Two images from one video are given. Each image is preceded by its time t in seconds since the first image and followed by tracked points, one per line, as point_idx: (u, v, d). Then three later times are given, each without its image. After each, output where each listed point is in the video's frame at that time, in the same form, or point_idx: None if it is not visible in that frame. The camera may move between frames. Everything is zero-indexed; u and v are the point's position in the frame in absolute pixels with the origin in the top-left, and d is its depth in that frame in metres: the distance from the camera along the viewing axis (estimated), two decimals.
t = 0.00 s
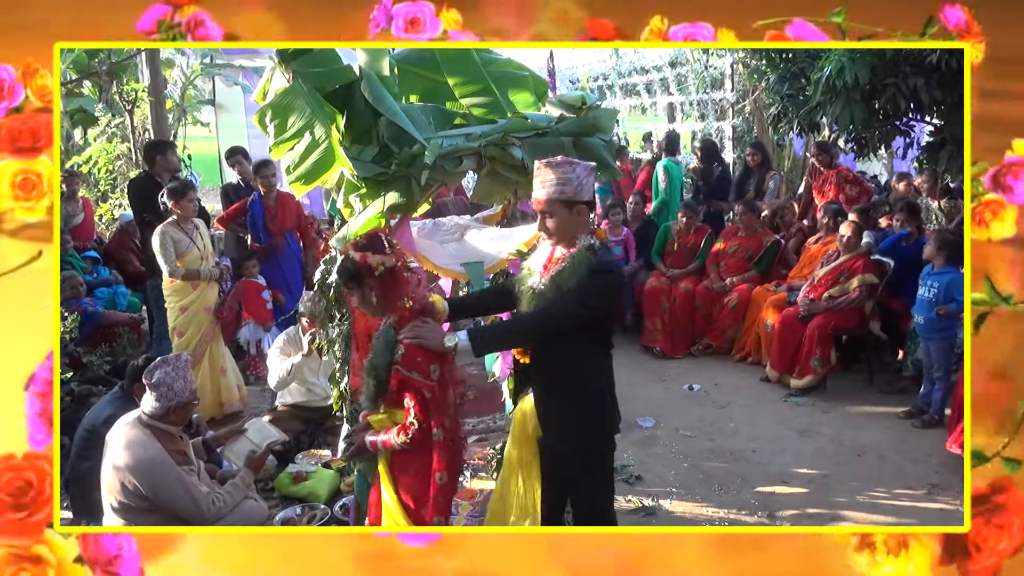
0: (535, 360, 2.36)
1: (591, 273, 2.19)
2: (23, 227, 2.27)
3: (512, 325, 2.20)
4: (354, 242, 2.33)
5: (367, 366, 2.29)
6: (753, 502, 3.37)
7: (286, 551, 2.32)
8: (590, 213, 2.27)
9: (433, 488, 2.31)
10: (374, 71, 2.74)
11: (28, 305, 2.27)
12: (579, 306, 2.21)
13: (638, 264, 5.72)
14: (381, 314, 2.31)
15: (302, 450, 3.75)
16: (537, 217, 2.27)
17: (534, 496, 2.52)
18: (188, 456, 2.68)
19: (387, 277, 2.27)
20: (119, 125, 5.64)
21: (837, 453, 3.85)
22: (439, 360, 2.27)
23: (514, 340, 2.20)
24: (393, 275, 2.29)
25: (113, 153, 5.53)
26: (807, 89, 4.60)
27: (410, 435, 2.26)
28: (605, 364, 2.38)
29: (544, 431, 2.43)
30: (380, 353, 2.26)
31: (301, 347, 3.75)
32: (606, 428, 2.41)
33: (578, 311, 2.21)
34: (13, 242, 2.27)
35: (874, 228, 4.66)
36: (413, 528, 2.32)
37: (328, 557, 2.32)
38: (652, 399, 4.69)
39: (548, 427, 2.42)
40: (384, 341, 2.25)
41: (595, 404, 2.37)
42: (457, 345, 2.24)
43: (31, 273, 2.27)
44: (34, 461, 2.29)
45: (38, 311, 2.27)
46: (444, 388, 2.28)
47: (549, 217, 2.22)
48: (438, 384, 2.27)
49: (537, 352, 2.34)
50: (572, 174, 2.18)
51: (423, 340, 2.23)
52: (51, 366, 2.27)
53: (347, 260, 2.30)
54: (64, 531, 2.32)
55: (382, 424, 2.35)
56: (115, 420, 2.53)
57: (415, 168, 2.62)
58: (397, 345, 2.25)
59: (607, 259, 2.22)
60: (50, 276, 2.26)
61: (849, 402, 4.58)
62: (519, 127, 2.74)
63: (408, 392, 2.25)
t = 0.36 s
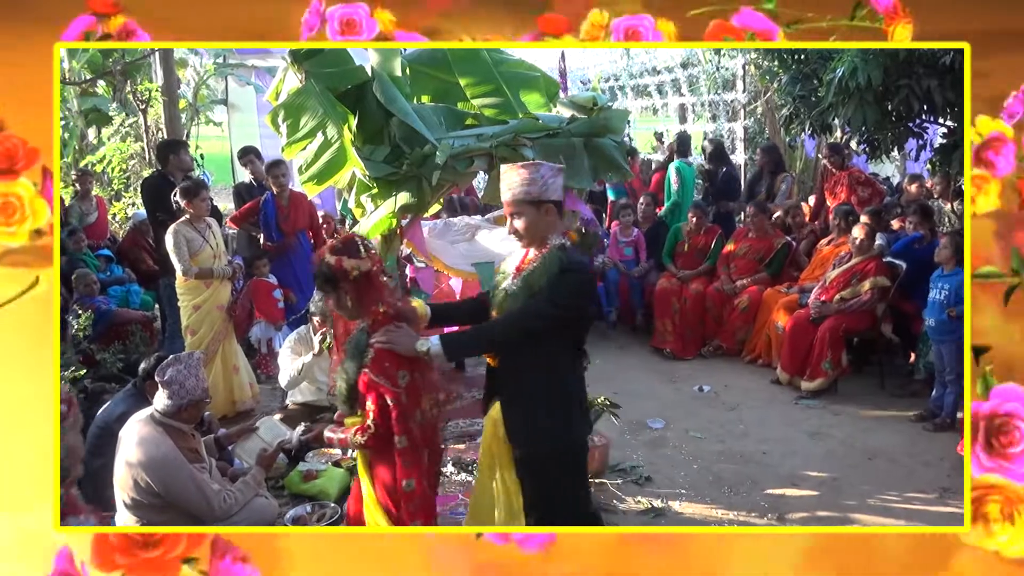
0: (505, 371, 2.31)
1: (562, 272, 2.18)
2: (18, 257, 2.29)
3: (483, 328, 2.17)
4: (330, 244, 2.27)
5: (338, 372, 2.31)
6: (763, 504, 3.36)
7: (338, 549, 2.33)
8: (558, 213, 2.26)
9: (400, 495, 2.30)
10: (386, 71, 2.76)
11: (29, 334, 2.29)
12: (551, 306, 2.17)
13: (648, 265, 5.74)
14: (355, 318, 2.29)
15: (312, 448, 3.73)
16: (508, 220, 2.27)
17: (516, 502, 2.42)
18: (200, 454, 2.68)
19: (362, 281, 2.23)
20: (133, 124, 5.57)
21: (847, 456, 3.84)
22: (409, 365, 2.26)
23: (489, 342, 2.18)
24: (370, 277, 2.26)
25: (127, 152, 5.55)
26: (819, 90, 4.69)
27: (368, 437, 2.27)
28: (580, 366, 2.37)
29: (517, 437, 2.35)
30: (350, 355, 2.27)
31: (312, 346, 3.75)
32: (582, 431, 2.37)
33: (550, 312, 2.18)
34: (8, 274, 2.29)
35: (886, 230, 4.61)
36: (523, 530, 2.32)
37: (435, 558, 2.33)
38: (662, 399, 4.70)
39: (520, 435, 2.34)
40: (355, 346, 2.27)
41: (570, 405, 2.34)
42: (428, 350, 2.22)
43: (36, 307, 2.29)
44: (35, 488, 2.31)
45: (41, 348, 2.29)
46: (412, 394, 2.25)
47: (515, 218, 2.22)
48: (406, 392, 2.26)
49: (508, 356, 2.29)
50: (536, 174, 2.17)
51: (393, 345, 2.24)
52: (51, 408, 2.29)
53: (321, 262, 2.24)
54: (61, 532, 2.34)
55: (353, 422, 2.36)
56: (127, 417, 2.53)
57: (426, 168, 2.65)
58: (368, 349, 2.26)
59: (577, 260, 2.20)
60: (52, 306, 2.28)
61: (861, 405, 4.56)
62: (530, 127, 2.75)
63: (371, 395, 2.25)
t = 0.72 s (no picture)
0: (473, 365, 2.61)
1: (520, 268, 2.43)
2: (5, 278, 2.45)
3: (447, 313, 2.47)
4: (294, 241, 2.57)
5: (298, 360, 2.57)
6: (777, 507, 3.35)
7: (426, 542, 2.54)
8: (516, 214, 2.50)
9: (359, 479, 2.62)
10: (402, 71, 2.77)
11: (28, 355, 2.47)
12: (509, 299, 2.44)
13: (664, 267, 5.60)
14: (315, 310, 2.55)
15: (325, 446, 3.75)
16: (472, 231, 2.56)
17: (495, 495, 2.88)
18: (215, 450, 2.70)
19: (322, 274, 2.55)
20: (151, 123, 5.59)
21: (863, 460, 3.81)
22: (360, 352, 2.52)
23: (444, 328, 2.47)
24: (331, 273, 2.55)
25: (146, 151, 5.61)
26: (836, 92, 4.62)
27: (329, 425, 2.56)
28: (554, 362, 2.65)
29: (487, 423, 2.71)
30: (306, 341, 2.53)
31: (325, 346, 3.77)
32: (551, 428, 2.67)
33: (505, 303, 2.45)
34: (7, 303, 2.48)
35: (905, 233, 4.58)
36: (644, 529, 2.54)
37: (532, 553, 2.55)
38: (675, 401, 4.69)
39: (495, 427, 2.68)
40: (312, 332, 2.53)
41: (536, 397, 2.62)
42: (382, 335, 2.48)
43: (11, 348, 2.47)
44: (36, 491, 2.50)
45: (35, 376, 2.48)
46: (365, 382, 2.54)
47: (476, 228, 2.50)
48: (358, 378, 2.52)
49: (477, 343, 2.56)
50: (483, 182, 2.45)
51: (347, 333, 2.50)
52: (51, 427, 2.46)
53: (288, 257, 2.57)
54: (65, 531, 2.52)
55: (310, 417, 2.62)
56: (145, 413, 2.57)
57: (442, 168, 2.64)
58: (322, 336, 2.51)
59: (537, 254, 2.44)
60: (49, 338, 2.47)
61: (877, 409, 4.53)
62: (546, 128, 2.76)
63: (331, 381, 2.52)
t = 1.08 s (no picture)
0: (441, 368, 2.35)
1: (486, 277, 2.18)
2: None
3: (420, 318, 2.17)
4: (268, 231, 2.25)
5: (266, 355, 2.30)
6: (787, 510, 3.33)
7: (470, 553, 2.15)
8: (492, 220, 2.26)
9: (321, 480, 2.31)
10: (415, 71, 2.74)
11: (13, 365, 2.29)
12: (476, 311, 2.18)
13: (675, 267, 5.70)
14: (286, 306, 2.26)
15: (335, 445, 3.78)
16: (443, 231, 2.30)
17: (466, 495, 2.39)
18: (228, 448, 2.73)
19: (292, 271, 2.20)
20: (164, 123, 5.66)
21: (874, 464, 3.79)
22: (334, 351, 2.23)
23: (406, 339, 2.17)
24: (301, 268, 2.22)
25: (159, 151, 5.65)
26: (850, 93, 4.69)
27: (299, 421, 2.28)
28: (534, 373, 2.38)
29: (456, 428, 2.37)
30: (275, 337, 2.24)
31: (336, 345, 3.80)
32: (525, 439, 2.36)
33: (476, 315, 2.18)
34: None
35: (919, 236, 4.59)
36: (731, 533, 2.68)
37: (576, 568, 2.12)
38: (685, 403, 4.67)
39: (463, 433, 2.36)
40: (284, 330, 2.23)
41: (509, 412, 2.32)
42: (349, 336, 2.19)
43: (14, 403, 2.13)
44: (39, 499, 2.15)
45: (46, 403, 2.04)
46: (336, 381, 2.24)
47: (448, 234, 2.25)
48: (329, 375, 2.23)
49: (449, 349, 2.31)
50: (459, 185, 2.20)
51: (316, 330, 2.18)
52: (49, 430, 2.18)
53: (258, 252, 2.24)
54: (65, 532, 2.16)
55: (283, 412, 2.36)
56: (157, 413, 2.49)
57: (453, 169, 2.62)
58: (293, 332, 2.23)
59: (507, 263, 2.20)
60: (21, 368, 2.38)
61: (889, 412, 4.51)
62: (556, 129, 2.76)
63: (299, 378, 2.24)
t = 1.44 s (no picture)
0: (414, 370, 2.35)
1: (450, 288, 2.18)
2: (6, 347, 2.20)
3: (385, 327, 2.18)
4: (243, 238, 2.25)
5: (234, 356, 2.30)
6: (798, 513, 3.32)
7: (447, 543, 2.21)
8: (471, 224, 2.26)
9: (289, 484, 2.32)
10: (427, 73, 2.74)
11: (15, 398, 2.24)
12: (435, 322, 2.18)
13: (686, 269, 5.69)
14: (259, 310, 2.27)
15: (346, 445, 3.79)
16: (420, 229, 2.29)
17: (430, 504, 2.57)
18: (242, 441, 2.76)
19: (268, 275, 2.21)
20: (178, 124, 5.63)
21: (886, 467, 3.77)
22: (302, 356, 2.23)
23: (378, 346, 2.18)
24: (276, 271, 2.22)
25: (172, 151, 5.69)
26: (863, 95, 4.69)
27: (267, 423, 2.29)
28: (504, 386, 2.37)
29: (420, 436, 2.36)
30: (245, 346, 2.25)
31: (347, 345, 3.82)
32: (486, 452, 2.31)
33: (431, 325, 2.18)
34: None
35: (931, 239, 4.55)
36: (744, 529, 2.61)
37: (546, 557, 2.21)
38: (696, 405, 4.66)
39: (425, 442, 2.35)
40: (253, 334, 2.25)
41: (473, 425, 2.30)
42: (317, 342, 2.20)
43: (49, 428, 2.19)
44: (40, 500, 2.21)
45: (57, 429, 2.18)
46: (302, 387, 2.24)
47: (425, 230, 2.24)
48: (296, 383, 2.23)
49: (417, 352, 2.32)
50: (444, 183, 2.20)
51: (286, 337, 2.20)
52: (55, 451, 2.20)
53: (235, 254, 2.25)
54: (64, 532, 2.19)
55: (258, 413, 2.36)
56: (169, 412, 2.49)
57: (464, 169, 2.62)
58: (263, 339, 2.24)
59: (470, 274, 2.18)
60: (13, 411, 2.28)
61: (901, 415, 4.49)
62: (567, 130, 2.74)
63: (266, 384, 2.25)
